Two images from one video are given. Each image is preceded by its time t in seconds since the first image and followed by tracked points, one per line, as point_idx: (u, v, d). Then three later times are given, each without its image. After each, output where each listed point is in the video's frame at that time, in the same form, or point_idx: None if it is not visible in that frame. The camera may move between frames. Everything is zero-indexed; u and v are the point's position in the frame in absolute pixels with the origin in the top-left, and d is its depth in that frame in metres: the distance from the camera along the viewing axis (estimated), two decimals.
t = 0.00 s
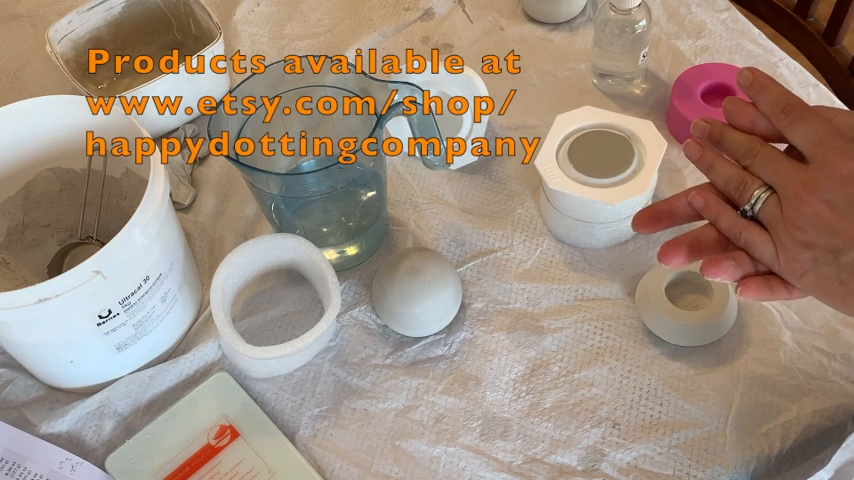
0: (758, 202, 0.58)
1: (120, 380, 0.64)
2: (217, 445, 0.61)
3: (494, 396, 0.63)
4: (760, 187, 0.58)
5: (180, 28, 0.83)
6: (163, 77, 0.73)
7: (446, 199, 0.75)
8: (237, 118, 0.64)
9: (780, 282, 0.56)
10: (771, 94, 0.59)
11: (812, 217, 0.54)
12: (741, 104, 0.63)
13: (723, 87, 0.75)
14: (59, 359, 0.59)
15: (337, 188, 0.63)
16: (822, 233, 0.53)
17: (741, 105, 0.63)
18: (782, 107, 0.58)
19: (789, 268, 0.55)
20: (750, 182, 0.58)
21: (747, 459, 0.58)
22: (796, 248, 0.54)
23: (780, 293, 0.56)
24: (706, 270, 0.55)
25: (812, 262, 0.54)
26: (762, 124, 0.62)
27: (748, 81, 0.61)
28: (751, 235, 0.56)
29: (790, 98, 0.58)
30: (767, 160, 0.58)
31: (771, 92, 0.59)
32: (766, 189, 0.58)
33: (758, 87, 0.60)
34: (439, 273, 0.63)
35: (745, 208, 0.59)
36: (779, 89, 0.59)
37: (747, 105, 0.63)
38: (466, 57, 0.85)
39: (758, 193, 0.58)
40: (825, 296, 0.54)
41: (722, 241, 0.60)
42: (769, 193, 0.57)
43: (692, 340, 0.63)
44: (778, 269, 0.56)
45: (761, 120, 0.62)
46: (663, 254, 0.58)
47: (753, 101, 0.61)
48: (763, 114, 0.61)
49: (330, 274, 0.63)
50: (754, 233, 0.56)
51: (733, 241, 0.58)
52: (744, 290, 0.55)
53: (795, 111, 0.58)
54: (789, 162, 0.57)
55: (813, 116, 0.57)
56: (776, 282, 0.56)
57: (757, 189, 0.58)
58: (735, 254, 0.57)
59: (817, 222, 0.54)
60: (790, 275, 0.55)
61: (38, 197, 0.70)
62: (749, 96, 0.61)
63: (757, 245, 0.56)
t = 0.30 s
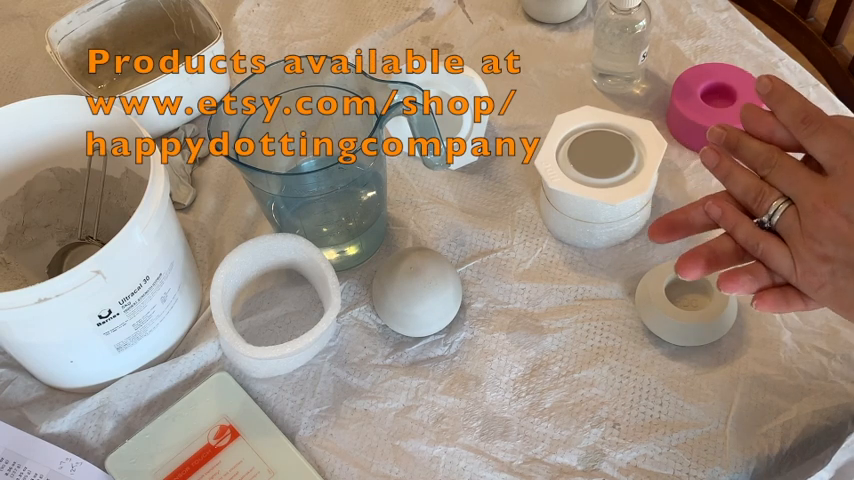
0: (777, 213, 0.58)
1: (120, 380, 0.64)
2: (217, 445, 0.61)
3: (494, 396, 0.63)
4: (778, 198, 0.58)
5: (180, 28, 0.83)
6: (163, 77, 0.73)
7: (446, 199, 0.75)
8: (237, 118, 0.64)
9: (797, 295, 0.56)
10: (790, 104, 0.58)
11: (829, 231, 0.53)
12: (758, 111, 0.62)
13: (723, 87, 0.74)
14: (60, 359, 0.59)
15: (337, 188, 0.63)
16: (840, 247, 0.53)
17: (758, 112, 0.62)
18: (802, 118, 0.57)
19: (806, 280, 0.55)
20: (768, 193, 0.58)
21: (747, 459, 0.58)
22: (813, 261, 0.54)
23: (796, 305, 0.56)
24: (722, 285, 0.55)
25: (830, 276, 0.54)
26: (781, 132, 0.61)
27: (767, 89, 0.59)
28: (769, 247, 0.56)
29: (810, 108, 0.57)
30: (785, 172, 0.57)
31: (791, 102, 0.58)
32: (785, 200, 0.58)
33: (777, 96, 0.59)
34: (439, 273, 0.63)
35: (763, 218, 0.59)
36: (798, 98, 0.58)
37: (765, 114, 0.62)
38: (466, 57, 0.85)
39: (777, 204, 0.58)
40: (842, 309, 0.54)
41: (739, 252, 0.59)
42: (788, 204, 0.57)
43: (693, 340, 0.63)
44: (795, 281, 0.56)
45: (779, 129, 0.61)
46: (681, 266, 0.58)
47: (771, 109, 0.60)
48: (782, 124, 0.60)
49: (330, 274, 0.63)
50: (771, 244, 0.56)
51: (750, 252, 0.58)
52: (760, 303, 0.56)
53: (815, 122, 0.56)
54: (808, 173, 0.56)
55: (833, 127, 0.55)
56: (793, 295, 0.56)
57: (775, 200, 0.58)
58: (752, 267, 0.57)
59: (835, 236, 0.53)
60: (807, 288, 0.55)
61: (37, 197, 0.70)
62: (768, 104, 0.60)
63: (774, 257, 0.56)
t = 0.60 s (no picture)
0: (784, 226, 0.57)
1: (120, 381, 0.64)
2: (217, 445, 0.61)
3: (494, 396, 0.63)
4: (785, 211, 0.58)
5: (180, 28, 0.83)
6: (163, 77, 0.73)
7: (446, 199, 0.75)
8: (237, 118, 0.64)
9: (806, 307, 0.55)
10: (796, 118, 0.58)
11: (836, 243, 0.53)
12: (765, 126, 0.62)
13: (723, 87, 0.74)
14: (59, 359, 0.59)
15: (337, 188, 0.63)
16: (846, 260, 0.52)
17: (766, 126, 0.62)
18: (808, 133, 0.57)
19: (814, 293, 0.55)
20: (775, 206, 0.58)
21: (747, 458, 0.58)
22: (821, 274, 0.54)
23: (805, 317, 0.56)
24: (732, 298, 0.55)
25: (837, 288, 0.53)
26: (788, 147, 0.61)
27: (774, 104, 0.59)
28: (777, 260, 0.56)
29: (815, 123, 0.57)
30: (792, 186, 0.57)
31: (797, 117, 0.58)
32: (792, 213, 0.57)
33: (785, 111, 0.59)
34: (439, 273, 0.63)
35: (771, 231, 0.58)
36: (805, 113, 0.58)
37: (772, 129, 0.62)
38: (466, 56, 0.85)
39: (784, 217, 0.57)
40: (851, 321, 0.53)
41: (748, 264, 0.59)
42: (795, 218, 0.57)
43: (693, 340, 0.63)
44: (804, 293, 0.55)
45: (786, 144, 0.61)
46: (690, 280, 0.58)
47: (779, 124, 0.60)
48: (788, 139, 0.60)
49: (330, 274, 0.63)
50: (779, 256, 0.56)
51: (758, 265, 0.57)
52: (769, 316, 0.55)
53: (821, 137, 0.56)
54: (815, 186, 0.56)
55: (838, 142, 0.55)
56: (802, 307, 0.55)
57: (782, 213, 0.58)
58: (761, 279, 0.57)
59: (841, 249, 0.53)
60: (816, 299, 0.54)
61: (37, 197, 0.70)
62: (775, 119, 0.60)
63: (782, 269, 0.56)
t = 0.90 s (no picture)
0: (791, 252, 0.57)
1: (120, 381, 0.64)
2: (217, 445, 0.61)
3: (494, 396, 0.63)
4: (792, 238, 0.57)
5: (180, 28, 0.83)
6: (163, 77, 0.73)
7: (446, 199, 0.75)
8: (237, 118, 0.64)
9: (820, 329, 0.54)
10: (796, 151, 0.58)
11: (839, 264, 0.53)
12: (772, 161, 0.63)
13: (723, 87, 0.74)
14: (59, 359, 0.59)
15: (337, 188, 0.63)
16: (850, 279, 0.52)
17: (773, 162, 0.62)
18: (805, 163, 0.57)
19: (824, 313, 0.54)
20: (783, 234, 0.58)
21: (748, 459, 0.58)
22: (827, 294, 0.53)
23: (821, 339, 0.54)
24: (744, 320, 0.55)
25: (844, 308, 0.53)
26: (794, 179, 0.61)
27: (776, 140, 0.59)
28: (787, 284, 0.55)
29: (813, 153, 0.57)
30: (797, 214, 0.57)
31: (797, 149, 0.58)
32: (799, 240, 0.57)
33: (785, 144, 0.59)
34: (439, 272, 0.63)
35: (780, 258, 0.58)
36: (804, 145, 0.58)
37: (778, 163, 0.62)
38: (466, 56, 0.85)
39: (791, 243, 0.57)
40: None
41: (763, 292, 0.58)
42: (801, 244, 0.57)
43: (693, 340, 0.63)
44: (815, 314, 0.54)
45: (792, 177, 0.61)
46: (703, 307, 0.58)
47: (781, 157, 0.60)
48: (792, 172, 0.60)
49: (330, 274, 0.63)
50: (789, 280, 0.56)
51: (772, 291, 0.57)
52: (783, 338, 0.54)
53: (818, 166, 0.56)
54: (818, 213, 0.56)
55: (835, 170, 0.55)
56: (816, 329, 0.54)
57: (789, 239, 0.57)
58: (773, 304, 0.56)
59: (843, 269, 0.52)
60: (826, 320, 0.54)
61: (37, 197, 0.70)
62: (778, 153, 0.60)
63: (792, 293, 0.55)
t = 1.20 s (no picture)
0: (788, 245, 0.57)
1: (120, 381, 0.64)
2: (217, 445, 0.61)
3: (494, 396, 0.63)
4: (788, 230, 0.57)
5: (180, 29, 0.83)
6: (163, 77, 0.73)
7: (446, 199, 0.75)
8: (237, 118, 0.64)
9: (818, 322, 0.54)
10: (793, 142, 0.58)
11: (838, 258, 0.52)
12: (767, 152, 0.62)
13: (723, 86, 0.74)
14: (60, 359, 0.59)
15: (337, 187, 0.63)
16: (849, 273, 0.52)
17: (767, 153, 0.62)
18: (803, 155, 0.57)
19: (822, 307, 0.54)
20: (779, 227, 0.58)
21: (748, 459, 0.58)
22: (826, 288, 0.53)
23: (819, 332, 0.54)
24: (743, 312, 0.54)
25: (843, 301, 0.53)
26: (789, 171, 0.61)
27: (772, 131, 0.59)
28: (783, 277, 0.56)
29: (811, 145, 0.57)
30: (793, 206, 0.57)
31: (794, 140, 0.58)
32: (795, 232, 0.57)
33: (781, 135, 0.59)
34: (439, 272, 0.63)
35: (776, 250, 0.58)
36: (801, 136, 0.58)
37: (773, 154, 0.62)
38: (466, 56, 0.85)
39: (787, 236, 0.57)
40: None
41: (759, 284, 0.58)
42: (798, 236, 0.57)
43: (693, 340, 0.62)
44: (812, 308, 0.54)
45: (787, 168, 0.61)
46: (700, 298, 0.58)
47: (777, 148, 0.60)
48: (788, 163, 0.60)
49: (330, 274, 0.63)
50: (785, 274, 0.56)
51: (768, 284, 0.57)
52: (782, 331, 0.55)
53: (817, 157, 0.56)
54: (814, 205, 0.56)
55: (834, 162, 0.55)
56: (814, 322, 0.54)
57: (785, 232, 0.57)
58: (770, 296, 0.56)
59: (842, 263, 0.52)
60: (824, 314, 0.54)
61: (37, 197, 0.70)
62: (774, 144, 0.60)
63: (789, 286, 0.55)
